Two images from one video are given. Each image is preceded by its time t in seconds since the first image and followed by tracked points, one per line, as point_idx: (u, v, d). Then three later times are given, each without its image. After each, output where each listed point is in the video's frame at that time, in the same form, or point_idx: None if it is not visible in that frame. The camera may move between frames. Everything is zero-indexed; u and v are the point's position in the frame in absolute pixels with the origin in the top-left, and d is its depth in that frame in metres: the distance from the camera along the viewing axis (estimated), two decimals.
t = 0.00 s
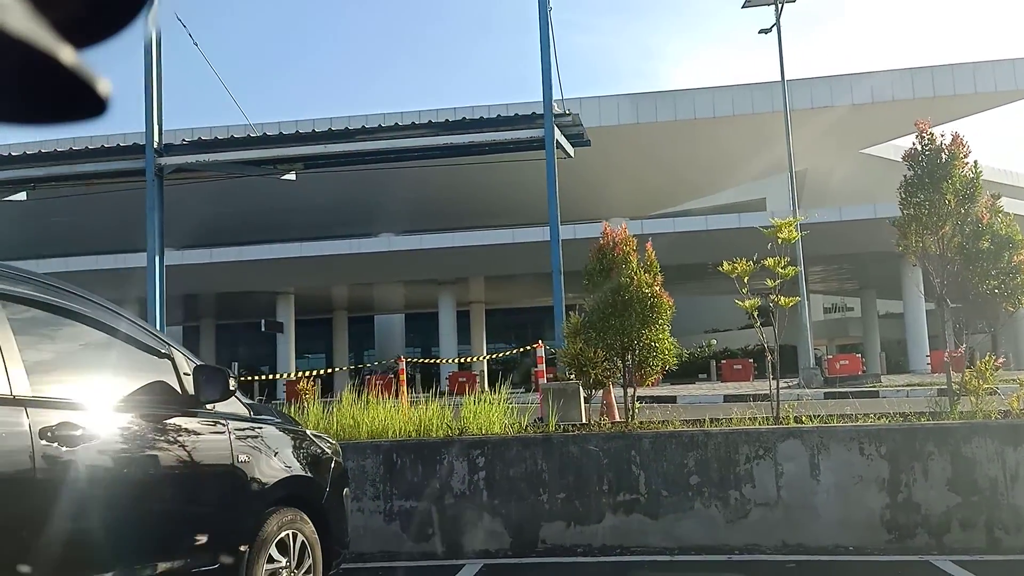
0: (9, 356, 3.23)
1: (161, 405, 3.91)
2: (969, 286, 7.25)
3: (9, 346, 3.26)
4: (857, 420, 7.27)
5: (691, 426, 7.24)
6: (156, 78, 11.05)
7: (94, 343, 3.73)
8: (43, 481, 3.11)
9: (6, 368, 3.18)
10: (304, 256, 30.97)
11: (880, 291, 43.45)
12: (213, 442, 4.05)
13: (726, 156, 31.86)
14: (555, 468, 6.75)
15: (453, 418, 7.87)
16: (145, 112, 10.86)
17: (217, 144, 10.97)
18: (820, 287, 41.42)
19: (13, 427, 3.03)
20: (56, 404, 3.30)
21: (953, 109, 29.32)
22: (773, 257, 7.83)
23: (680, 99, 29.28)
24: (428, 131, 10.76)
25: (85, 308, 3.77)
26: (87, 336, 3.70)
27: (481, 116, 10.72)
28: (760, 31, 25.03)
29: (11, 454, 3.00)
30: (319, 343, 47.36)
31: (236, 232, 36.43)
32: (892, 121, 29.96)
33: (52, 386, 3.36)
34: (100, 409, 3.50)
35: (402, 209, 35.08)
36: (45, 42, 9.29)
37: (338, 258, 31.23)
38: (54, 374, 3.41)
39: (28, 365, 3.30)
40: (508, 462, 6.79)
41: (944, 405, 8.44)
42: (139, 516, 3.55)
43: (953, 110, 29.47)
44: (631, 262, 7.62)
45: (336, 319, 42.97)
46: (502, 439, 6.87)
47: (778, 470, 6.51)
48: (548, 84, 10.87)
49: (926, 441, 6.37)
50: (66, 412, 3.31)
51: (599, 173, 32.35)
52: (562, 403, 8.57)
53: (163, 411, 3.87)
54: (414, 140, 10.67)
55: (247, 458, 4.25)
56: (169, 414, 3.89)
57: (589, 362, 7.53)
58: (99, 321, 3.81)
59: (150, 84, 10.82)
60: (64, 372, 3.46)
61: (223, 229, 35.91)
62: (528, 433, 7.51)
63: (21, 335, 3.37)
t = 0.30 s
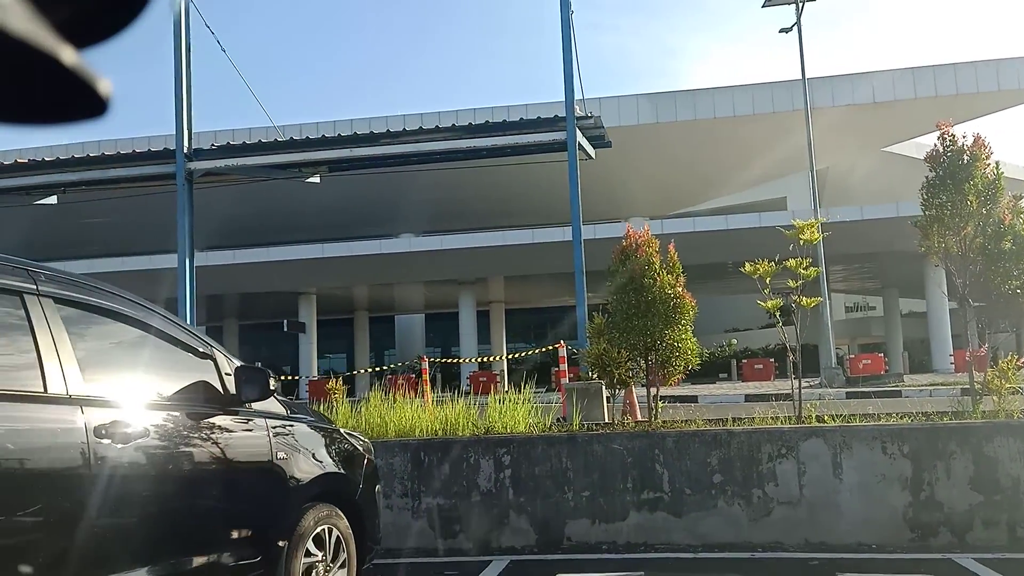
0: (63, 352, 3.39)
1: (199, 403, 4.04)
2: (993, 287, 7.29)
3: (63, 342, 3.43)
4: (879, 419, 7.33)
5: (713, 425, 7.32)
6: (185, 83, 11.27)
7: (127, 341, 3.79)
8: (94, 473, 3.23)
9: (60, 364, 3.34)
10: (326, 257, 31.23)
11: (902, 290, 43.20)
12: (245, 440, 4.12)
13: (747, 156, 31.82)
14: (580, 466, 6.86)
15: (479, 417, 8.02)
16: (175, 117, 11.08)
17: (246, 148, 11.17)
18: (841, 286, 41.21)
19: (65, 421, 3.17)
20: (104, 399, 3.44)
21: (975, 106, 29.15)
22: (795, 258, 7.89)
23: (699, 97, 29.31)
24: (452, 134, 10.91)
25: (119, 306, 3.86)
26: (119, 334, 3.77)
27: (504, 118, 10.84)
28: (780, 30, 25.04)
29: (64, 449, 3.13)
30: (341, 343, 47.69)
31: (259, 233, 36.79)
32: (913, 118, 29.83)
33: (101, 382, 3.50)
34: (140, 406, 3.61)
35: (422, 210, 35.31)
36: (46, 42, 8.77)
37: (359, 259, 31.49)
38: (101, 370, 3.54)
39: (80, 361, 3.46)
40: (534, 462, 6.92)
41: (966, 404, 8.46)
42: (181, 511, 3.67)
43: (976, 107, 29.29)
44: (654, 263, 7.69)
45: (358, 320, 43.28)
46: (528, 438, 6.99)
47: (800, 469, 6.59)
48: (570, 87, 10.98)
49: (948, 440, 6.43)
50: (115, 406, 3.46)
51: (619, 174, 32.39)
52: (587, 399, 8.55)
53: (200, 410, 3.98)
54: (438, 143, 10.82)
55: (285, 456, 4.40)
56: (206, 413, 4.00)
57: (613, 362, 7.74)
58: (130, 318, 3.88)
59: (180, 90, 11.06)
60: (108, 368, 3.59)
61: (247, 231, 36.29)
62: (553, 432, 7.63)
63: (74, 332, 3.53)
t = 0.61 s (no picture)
0: (115, 347, 3.52)
1: (241, 402, 4.17)
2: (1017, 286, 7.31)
3: (114, 337, 3.56)
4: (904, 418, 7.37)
5: (737, 423, 7.39)
6: (215, 88, 11.48)
7: (159, 338, 3.84)
8: (129, 469, 3.27)
9: (112, 359, 3.47)
10: (349, 257, 31.48)
11: (927, 288, 42.88)
12: (278, 436, 4.22)
13: (769, 155, 31.73)
14: (606, 463, 6.96)
15: (506, 415, 8.16)
16: (205, 121, 11.28)
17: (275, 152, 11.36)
18: (865, 284, 40.99)
19: (98, 415, 3.20)
20: (150, 394, 3.55)
21: (1001, 102, 28.92)
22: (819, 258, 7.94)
23: (720, 95, 29.34)
24: (476, 136, 11.04)
25: (159, 305, 3.94)
26: (153, 331, 3.83)
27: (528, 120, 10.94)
28: (802, 26, 24.99)
29: (99, 446, 3.16)
30: (363, 343, 48.03)
31: (282, 234, 37.15)
32: (938, 115, 29.64)
33: (150, 377, 3.63)
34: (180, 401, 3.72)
35: (444, 210, 35.50)
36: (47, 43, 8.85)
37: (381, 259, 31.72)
38: (147, 364, 3.67)
39: (129, 355, 3.59)
40: (560, 459, 7.03)
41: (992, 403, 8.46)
42: (222, 506, 3.76)
43: (1002, 102, 29.06)
44: (678, 263, 7.77)
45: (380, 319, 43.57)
46: (555, 437, 7.10)
47: (824, 467, 6.65)
48: (593, 89, 11.07)
49: (973, 439, 6.47)
50: (160, 401, 3.58)
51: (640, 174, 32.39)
52: (612, 398, 8.65)
53: (242, 408, 4.12)
54: (463, 146, 10.95)
55: (323, 452, 4.53)
56: (247, 411, 4.13)
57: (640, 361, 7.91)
58: (167, 314, 3.96)
59: (209, 94, 11.25)
60: (153, 362, 3.71)
61: (270, 231, 36.66)
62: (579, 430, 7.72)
63: (123, 326, 3.66)
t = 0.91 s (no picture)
0: (176, 344, 3.72)
1: (292, 400, 4.34)
2: None
3: (174, 334, 3.75)
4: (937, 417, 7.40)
5: (768, 422, 7.47)
6: (253, 94, 11.73)
7: (213, 338, 4.01)
8: (181, 464, 3.39)
9: (173, 353, 3.67)
10: (377, 257, 31.79)
11: (959, 286, 42.39)
12: (326, 433, 4.38)
13: (797, 152, 31.60)
14: (638, 461, 7.07)
15: (540, 414, 8.31)
16: (242, 126, 11.54)
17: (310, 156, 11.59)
18: (895, 282, 40.62)
19: (139, 410, 3.27)
20: (207, 390, 3.73)
21: None
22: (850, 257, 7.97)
23: (747, 92, 29.30)
24: (508, 139, 11.17)
25: (211, 305, 4.10)
26: (208, 330, 4.01)
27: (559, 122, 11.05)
28: (832, 24, 24.91)
29: (142, 440, 3.24)
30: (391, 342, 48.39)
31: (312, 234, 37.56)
32: (970, 111, 29.37)
33: (208, 373, 3.83)
34: (232, 396, 3.90)
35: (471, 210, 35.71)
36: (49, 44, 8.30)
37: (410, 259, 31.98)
38: (203, 361, 3.84)
39: (189, 353, 3.78)
40: (593, 457, 7.15)
41: None
42: (275, 501, 3.93)
43: None
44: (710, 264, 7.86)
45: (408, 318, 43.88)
46: (588, 435, 7.22)
47: (856, 465, 6.72)
48: (623, 90, 11.17)
49: (1005, 438, 6.50)
50: (216, 396, 3.76)
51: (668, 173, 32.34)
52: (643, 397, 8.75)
53: (292, 405, 4.29)
54: (495, 148, 11.09)
55: (368, 449, 4.70)
56: (297, 408, 4.30)
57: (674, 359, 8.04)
58: (218, 313, 4.11)
59: (247, 101, 11.53)
60: (207, 359, 3.88)
61: (300, 231, 37.08)
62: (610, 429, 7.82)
63: (183, 327, 3.85)
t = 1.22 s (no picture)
0: (246, 340, 3.96)
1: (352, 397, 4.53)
2: None
3: (245, 331, 3.99)
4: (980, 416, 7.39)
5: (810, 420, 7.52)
6: (299, 100, 11.99)
7: (278, 338, 4.21)
8: (242, 458, 3.54)
9: (244, 348, 3.91)
10: (414, 257, 32.11)
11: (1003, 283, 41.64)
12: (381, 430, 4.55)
13: (836, 149, 31.32)
14: (680, 459, 7.17)
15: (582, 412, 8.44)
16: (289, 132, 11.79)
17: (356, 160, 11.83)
18: (937, 279, 40.01)
19: (197, 408, 3.40)
20: (271, 385, 3.94)
21: None
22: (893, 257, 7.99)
23: (784, 89, 29.11)
24: (549, 141, 11.29)
25: (277, 307, 4.29)
26: (274, 331, 4.20)
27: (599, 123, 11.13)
28: (871, 19, 24.69)
29: (202, 434, 3.38)
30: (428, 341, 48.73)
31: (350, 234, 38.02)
32: (1014, 105, 28.87)
33: (275, 368, 4.06)
34: (296, 391, 4.11)
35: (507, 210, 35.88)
36: (46, 42, 3.92)
37: (446, 259, 32.24)
38: (270, 358, 4.07)
39: (258, 348, 4.02)
40: (635, 454, 7.27)
41: None
42: (335, 496, 4.10)
43: None
44: (751, 265, 7.93)
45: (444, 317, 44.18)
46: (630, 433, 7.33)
47: (899, 464, 6.76)
48: (663, 91, 11.22)
49: None
50: (278, 389, 3.97)
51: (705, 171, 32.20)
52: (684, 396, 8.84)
53: (353, 402, 4.48)
54: (536, 150, 11.22)
55: (423, 445, 4.87)
56: (357, 405, 4.50)
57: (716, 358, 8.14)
58: (284, 315, 4.31)
59: (294, 107, 11.81)
60: (274, 357, 4.10)
61: (339, 232, 37.55)
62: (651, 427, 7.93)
63: (254, 325, 4.08)
